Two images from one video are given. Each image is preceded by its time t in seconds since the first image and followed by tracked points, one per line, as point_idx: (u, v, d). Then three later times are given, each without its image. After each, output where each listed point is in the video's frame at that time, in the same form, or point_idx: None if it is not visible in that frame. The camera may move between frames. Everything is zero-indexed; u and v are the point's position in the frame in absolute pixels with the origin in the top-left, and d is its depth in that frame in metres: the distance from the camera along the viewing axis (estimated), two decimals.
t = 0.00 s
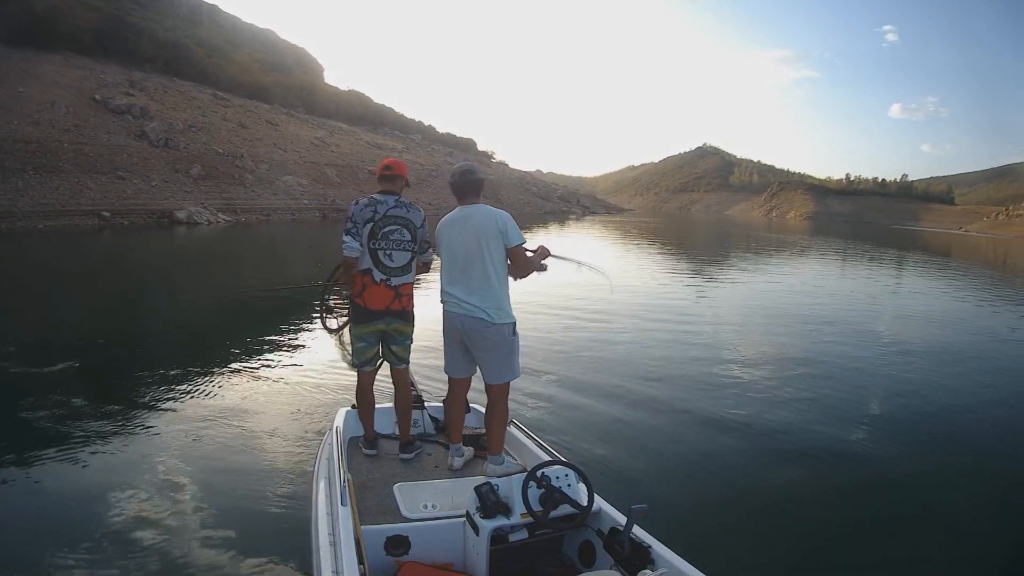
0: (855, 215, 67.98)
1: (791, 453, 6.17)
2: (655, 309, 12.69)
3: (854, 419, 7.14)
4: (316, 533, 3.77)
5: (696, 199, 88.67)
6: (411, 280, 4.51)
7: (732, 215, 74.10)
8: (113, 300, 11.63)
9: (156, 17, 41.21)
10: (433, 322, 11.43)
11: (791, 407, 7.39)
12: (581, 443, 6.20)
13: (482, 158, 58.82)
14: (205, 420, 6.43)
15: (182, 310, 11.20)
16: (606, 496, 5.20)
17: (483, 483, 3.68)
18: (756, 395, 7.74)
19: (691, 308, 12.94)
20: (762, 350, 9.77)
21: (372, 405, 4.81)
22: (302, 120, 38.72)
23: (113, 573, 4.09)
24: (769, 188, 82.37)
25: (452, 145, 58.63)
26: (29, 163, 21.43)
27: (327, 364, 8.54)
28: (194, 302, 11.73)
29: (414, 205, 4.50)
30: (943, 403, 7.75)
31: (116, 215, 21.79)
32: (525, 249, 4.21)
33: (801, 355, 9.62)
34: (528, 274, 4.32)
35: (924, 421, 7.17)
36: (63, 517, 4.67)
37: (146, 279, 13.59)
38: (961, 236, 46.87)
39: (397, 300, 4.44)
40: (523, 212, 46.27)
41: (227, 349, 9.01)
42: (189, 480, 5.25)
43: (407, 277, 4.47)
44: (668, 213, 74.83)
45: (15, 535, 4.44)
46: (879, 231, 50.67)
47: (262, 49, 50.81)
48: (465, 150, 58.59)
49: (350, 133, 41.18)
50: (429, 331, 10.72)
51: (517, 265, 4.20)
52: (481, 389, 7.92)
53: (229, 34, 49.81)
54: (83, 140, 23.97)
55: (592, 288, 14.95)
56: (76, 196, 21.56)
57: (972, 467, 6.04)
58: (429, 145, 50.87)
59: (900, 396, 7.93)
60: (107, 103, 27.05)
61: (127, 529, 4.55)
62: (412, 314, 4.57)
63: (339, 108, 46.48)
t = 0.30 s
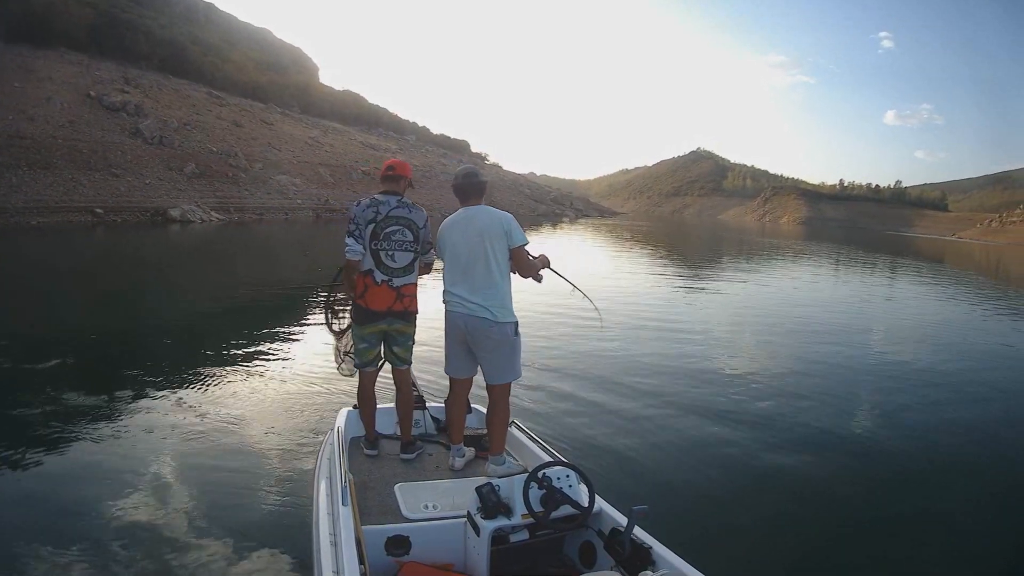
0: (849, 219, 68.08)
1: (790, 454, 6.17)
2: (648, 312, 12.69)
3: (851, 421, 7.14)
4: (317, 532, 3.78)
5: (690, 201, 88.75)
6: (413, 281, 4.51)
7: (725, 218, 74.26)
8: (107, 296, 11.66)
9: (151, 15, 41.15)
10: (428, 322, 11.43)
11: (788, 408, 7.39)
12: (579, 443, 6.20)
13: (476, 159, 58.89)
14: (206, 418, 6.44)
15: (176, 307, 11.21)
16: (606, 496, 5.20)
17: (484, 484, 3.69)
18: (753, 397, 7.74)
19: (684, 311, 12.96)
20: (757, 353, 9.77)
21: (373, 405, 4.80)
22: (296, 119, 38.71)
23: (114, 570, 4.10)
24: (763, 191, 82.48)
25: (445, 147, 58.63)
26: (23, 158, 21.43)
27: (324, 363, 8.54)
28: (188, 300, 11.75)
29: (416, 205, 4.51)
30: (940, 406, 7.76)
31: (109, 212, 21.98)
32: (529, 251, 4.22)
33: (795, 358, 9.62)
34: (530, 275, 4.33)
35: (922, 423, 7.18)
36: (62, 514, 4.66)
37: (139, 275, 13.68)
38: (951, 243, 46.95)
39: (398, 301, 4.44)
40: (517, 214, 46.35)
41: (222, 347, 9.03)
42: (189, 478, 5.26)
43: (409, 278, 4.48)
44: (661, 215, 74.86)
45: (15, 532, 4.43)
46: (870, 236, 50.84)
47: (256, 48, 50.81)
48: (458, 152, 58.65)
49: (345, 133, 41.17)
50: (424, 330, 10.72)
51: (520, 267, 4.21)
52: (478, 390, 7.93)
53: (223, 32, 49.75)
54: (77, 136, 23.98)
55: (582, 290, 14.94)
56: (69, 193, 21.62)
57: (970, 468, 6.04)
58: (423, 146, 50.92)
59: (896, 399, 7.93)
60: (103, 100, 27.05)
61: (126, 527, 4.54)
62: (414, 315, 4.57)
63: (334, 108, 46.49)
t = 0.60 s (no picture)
0: (840, 220, 68.21)
1: (789, 454, 6.17)
2: (640, 312, 12.67)
3: (848, 420, 7.15)
4: (317, 530, 3.78)
5: (682, 202, 88.78)
6: (412, 282, 4.50)
7: (716, 218, 74.30)
8: (98, 296, 11.62)
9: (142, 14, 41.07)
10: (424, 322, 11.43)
11: (785, 408, 7.39)
12: (577, 442, 6.19)
13: (467, 159, 58.91)
14: (203, 418, 6.44)
15: (169, 307, 11.19)
16: (605, 496, 5.20)
17: (484, 484, 3.68)
18: (750, 396, 7.73)
19: (676, 311, 12.96)
20: (751, 353, 9.77)
21: (372, 405, 4.79)
22: (288, 119, 38.72)
23: (114, 570, 4.09)
24: (755, 192, 82.56)
25: (436, 146, 58.60)
26: (15, 158, 21.41)
27: (321, 363, 8.54)
28: (180, 300, 11.73)
29: (416, 206, 4.50)
30: (936, 405, 7.77)
31: (102, 212, 21.92)
32: (529, 251, 4.22)
33: (789, 357, 9.63)
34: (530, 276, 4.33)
35: (919, 422, 7.19)
36: (61, 513, 4.66)
37: (131, 275, 13.64)
38: (941, 243, 46.99)
39: (397, 301, 4.44)
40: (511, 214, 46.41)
41: (217, 347, 9.02)
42: (189, 477, 5.26)
43: (408, 279, 4.47)
44: (653, 216, 74.90)
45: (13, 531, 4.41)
46: (860, 236, 50.96)
47: (248, 48, 50.78)
48: (450, 152, 58.67)
49: (337, 133, 41.16)
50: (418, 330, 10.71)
51: (520, 267, 4.21)
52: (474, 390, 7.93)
53: (215, 32, 49.67)
54: (69, 135, 23.95)
55: (570, 290, 14.93)
56: (61, 193, 21.59)
57: (969, 468, 6.04)
58: (414, 146, 50.97)
59: (891, 398, 7.94)
60: (95, 99, 27.01)
61: (125, 527, 4.53)
62: (414, 315, 4.57)
63: (325, 107, 46.48)
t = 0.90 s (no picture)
0: (832, 216, 68.30)
1: (788, 452, 6.16)
2: (632, 310, 12.65)
3: (846, 417, 7.14)
4: (317, 531, 3.77)
5: (674, 199, 88.80)
6: (411, 282, 4.49)
7: (709, 215, 74.33)
8: (91, 298, 11.62)
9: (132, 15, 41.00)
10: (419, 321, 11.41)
11: (783, 405, 7.38)
12: (575, 441, 6.18)
13: (458, 158, 58.90)
14: (200, 420, 6.44)
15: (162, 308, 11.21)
16: (603, 495, 5.19)
17: (484, 484, 3.68)
18: (748, 394, 7.72)
19: (669, 309, 12.94)
20: (746, 350, 9.76)
21: (372, 405, 4.78)
22: (279, 119, 38.70)
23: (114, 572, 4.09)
24: (748, 189, 82.61)
25: (428, 146, 58.58)
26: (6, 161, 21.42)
27: (318, 363, 8.54)
28: (173, 301, 11.75)
29: (414, 206, 4.49)
30: (933, 401, 7.77)
31: (94, 213, 21.86)
32: (530, 252, 4.21)
33: (783, 354, 9.63)
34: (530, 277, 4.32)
35: (917, 419, 7.19)
36: (59, 515, 4.66)
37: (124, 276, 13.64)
38: (932, 238, 47.08)
39: (396, 301, 4.43)
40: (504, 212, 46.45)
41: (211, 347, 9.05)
42: (187, 479, 5.25)
43: (407, 279, 4.46)
44: (645, 214, 74.93)
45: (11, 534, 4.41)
46: (851, 232, 51.07)
47: (238, 48, 50.70)
48: (442, 151, 58.65)
49: (328, 133, 41.12)
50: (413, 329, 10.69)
51: (520, 267, 4.21)
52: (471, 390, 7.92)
53: (206, 32, 49.60)
54: (60, 137, 23.94)
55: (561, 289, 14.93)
56: (54, 195, 21.58)
57: (967, 465, 6.04)
58: (405, 145, 50.96)
59: (888, 395, 7.95)
60: (87, 101, 26.99)
61: (123, 529, 4.53)
62: (413, 316, 4.56)
63: (316, 107, 46.45)
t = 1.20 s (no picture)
0: (825, 212, 68.33)
1: (786, 449, 6.17)
2: (625, 308, 12.64)
3: (844, 414, 7.15)
4: (316, 532, 3.77)
5: (666, 195, 88.79)
6: (411, 281, 4.49)
7: (701, 212, 74.35)
8: (86, 300, 11.63)
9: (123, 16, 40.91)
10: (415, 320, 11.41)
11: (781, 402, 7.39)
12: (572, 440, 6.19)
13: (451, 156, 58.87)
14: (197, 421, 6.45)
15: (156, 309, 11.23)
16: (602, 494, 5.19)
17: (483, 484, 3.68)
18: (744, 391, 7.72)
19: (662, 305, 12.94)
20: (740, 347, 9.76)
21: (371, 405, 4.79)
22: (271, 119, 38.64)
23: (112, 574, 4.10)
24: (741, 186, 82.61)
25: (421, 144, 58.58)
26: None
27: (314, 363, 8.54)
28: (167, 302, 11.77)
29: (411, 205, 4.49)
30: (929, 397, 7.79)
31: (86, 216, 21.80)
32: (530, 253, 4.21)
33: (778, 350, 9.63)
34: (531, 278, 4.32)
35: (913, 415, 7.20)
36: (57, 519, 4.66)
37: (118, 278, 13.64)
38: (924, 232, 47.18)
39: (395, 301, 4.43)
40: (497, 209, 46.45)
41: (207, 348, 9.07)
42: (185, 481, 5.26)
43: (406, 278, 4.46)
44: (638, 211, 74.98)
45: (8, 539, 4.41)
46: (843, 227, 51.19)
47: (229, 48, 50.61)
48: (434, 149, 58.55)
49: (320, 133, 40.99)
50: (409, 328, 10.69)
51: (520, 268, 4.21)
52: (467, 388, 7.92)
53: (197, 33, 49.53)
54: (51, 139, 23.90)
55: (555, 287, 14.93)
56: (46, 198, 21.54)
57: (965, 462, 6.06)
58: (397, 144, 50.94)
59: (884, 391, 7.96)
60: (78, 102, 26.95)
61: (121, 532, 4.54)
62: (413, 316, 4.56)
63: (308, 107, 46.39)
